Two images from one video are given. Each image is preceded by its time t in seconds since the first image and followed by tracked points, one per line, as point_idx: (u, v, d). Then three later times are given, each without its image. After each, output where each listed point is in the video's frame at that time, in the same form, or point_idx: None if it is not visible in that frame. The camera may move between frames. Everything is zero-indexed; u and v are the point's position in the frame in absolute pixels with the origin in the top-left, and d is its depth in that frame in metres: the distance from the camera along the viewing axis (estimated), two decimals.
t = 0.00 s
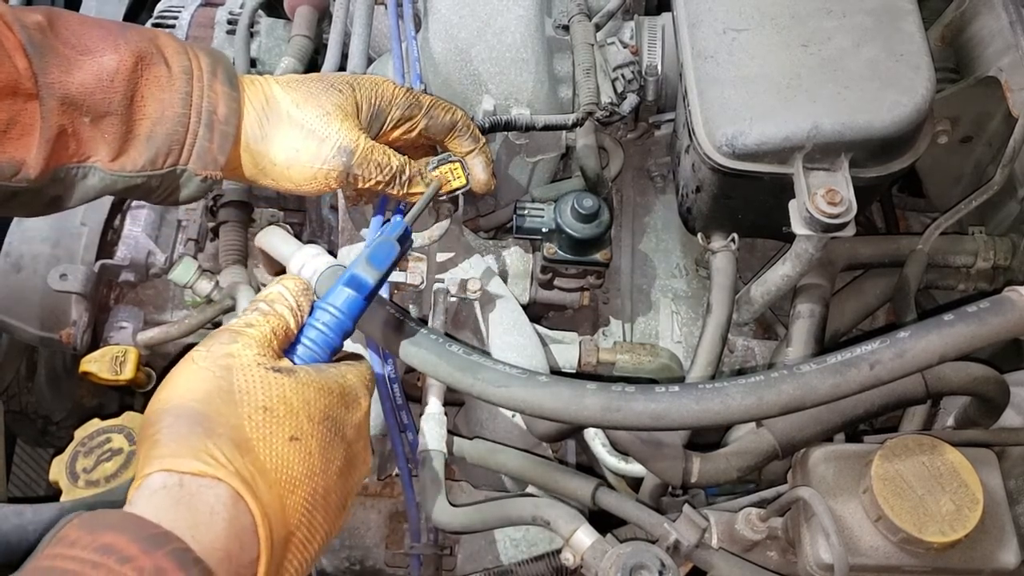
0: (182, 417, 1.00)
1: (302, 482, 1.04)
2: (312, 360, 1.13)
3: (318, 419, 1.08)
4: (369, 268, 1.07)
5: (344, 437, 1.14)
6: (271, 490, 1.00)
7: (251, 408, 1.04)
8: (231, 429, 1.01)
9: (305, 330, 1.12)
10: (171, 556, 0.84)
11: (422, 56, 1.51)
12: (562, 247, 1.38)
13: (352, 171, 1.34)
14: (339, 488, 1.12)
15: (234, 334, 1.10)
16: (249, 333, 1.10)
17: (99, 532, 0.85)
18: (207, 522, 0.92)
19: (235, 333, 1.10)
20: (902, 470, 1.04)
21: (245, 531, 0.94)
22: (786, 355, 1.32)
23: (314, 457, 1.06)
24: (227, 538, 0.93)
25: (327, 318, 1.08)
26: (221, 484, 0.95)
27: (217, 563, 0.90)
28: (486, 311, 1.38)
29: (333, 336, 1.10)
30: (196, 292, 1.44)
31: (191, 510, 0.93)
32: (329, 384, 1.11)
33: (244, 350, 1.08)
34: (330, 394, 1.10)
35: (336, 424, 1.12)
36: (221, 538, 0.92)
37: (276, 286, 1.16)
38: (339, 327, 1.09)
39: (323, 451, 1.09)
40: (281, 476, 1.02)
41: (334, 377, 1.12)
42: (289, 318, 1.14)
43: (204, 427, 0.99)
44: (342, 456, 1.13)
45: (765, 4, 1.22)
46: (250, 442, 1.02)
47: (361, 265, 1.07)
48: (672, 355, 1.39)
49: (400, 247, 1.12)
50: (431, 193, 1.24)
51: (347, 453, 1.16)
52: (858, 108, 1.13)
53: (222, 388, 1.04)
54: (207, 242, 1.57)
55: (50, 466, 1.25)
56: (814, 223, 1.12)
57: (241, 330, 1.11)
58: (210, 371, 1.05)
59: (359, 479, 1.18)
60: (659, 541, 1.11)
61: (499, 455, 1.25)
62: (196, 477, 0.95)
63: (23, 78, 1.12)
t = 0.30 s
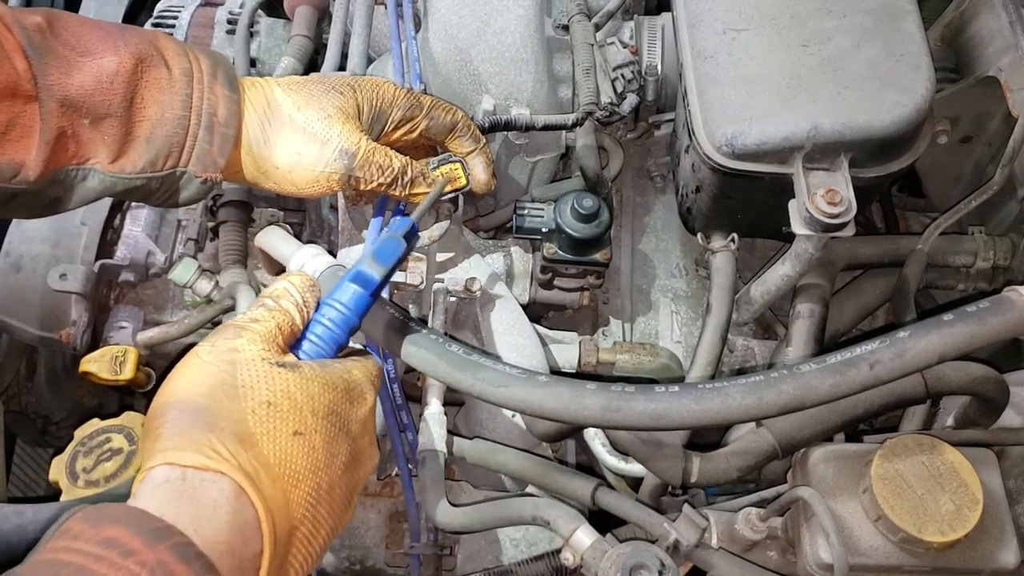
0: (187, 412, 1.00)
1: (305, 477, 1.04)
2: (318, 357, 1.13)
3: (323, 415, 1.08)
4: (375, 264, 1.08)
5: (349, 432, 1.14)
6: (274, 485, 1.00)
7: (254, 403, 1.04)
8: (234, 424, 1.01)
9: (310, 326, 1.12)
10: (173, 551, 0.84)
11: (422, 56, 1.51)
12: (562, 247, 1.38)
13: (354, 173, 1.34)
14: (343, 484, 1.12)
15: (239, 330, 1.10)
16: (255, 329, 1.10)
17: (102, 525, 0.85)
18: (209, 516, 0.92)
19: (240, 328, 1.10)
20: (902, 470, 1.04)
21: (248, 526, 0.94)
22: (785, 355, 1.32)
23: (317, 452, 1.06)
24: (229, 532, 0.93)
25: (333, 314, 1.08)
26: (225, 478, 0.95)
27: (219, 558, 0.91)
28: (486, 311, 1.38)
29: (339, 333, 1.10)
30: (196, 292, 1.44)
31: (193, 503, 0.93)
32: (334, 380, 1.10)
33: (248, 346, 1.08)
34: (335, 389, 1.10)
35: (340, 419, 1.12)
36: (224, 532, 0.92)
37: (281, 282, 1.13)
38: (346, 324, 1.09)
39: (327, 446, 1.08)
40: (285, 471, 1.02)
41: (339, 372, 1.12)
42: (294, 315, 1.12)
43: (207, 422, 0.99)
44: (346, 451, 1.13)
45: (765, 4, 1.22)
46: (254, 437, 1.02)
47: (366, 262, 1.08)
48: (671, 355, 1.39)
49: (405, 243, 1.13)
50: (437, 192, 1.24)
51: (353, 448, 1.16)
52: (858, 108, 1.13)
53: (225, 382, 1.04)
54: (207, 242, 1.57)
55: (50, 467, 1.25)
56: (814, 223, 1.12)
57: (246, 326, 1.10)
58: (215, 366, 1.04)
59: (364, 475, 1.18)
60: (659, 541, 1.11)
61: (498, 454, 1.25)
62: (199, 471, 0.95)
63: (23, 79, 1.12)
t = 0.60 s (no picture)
0: (194, 404, 1.00)
1: (312, 469, 1.05)
2: (325, 349, 1.12)
3: (330, 407, 1.08)
4: (381, 257, 1.07)
5: (356, 424, 1.14)
6: (281, 477, 1.00)
7: (261, 395, 1.04)
8: (241, 416, 1.01)
9: (317, 320, 1.10)
10: (181, 543, 0.84)
11: (422, 56, 1.51)
12: (562, 247, 1.38)
13: (354, 173, 1.34)
14: (351, 476, 1.12)
15: (247, 323, 1.09)
16: (262, 322, 1.10)
17: (109, 517, 0.85)
18: (216, 508, 0.93)
19: (247, 321, 1.10)
20: (902, 470, 1.04)
21: (255, 518, 0.95)
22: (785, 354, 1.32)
23: (324, 444, 1.06)
24: (236, 524, 0.93)
25: (340, 308, 1.07)
26: (231, 470, 0.96)
27: (225, 550, 0.91)
28: (486, 311, 1.38)
29: (347, 326, 1.09)
30: (196, 292, 1.44)
31: (200, 495, 0.93)
32: (341, 372, 1.10)
33: (255, 339, 1.08)
34: (342, 381, 1.10)
35: (348, 411, 1.12)
36: (231, 524, 0.92)
37: (288, 277, 1.14)
38: (353, 317, 1.08)
39: (334, 438, 1.08)
40: (291, 463, 1.03)
41: (347, 365, 1.12)
42: (302, 308, 1.12)
43: (214, 415, 0.99)
44: (354, 444, 1.13)
45: (765, 4, 1.22)
46: (260, 429, 1.02)
47: (372, 255, 1.07)
48: (671, 355, 1.39)
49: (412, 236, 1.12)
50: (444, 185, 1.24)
51: (360, 440, 1.15)
52: (858, 108, 1.13)
53: (231, 375, 1.04)
54: (206, 242, 1.57)
55: (50, 467, 1.25)
56: (814, 223, 1.12)
57: (253, 320, 1.10)
58: (222, 358, 1.05)
59: (371, 467, 1.18)
60: (659, 541, 1.11)
61: (498, 454, 1.25)
62: (206, 463, 0.95)
63: (22, 78, 1.12)
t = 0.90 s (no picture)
0: (190, 406, 1.00)
1: (309, 469, 1.04)
2: (320, 350, 1.12)
3: (326, 408, 1.08)
4: (377, 257, 1.08)
5: (353, 425, 1.14)
6: (278, 477, 1.00)
7: (257, 396, 1.04)
8: (238, 416, 1.01)
9: (314, 319, 1.11)
10: (178, 546, 0.84)
11: (422, 56, 1.51)
12: (562, 247, 1.38)
13: (355, 173, 1.34)
14: (347, 476, 1.12)
15: (242, 324, 1.10)
16: (257, 322, 1.10)
17: (106, 520, 0.85)
18: (213, 509, 0.92)
19: (242, 322, 1.10)
20: (902, 470, 1.04)
21: (253, 519, 0.94)
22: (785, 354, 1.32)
23: (321, 444, 1.06)
24: (234, 525, 0.93)
25: (335, 308, 1.07)
26: (228, 471, 0.95)
27: (222, 551, 0.90)
28: (486, 310, 1.38)
29: (342, 326, 1.09)
30: (196, 292, 1.44)
31: (197, 497, 0.93)
32: (338, 373, 1.10)
33: (250, 339, 1.08)
34: (338, 381, 1.10)
35: (345, 411, 1.12)
36: (228, 525, 0.92)
37: (282, 277, 1.14)
38: (348, 318, 1.08)
39: (331, 438, 1.08)
40: (289, 463, 1.02)
41: (343, 366, 1.12)
42: (296, 308, 1.13)
43: (210, 416, 0.99)
44: (350, 445, 1.13)
45: (765, 4, 1.22)
46: (257, 429, 1.01)
47: (369, 255, 1.08)
48: (671, 355, 1.39)
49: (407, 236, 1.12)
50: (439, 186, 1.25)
51: (356, 440, 1.15)
52: (858, 108, 1.13)
53: (227, 376, 1.04)
54: (206, 242, 1.57)
55: (49, 467, 1.25)
56: (814, 224, 1.12)
57: (248, 320, 1.10)
58: (217, 360, 1.05)
59: (367, 468, 1.18)
60: (659, 541, 1.11)
61: (498, 453, 1.25)
62: (202, 464, 0.95)
63: (23, 78, 1.11)
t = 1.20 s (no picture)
0: (201, 415, 0.99)
1: (319, 479, 1.04)
2: (330, 360, 1.13)
3: (335, 418, 1.08)
4: (388, 267, 1.08)
5: (361, 435, 1.14)
6: (289, 487, 1.00)
7: (268, 406, 1.04)
8: (249, 426, 1.00)
9: (322, 330, 1.12)
10: (188, 554, 0.84)
11: (423, 56, 1.51)
12: (562, 247, 1.38)
13: (355, 173, 1.34)
14: (355, 487, 1.12)
15: (252, 334, 1.10)
16: (268, 332, 1.10)
17: (118, 528, 0.85)
18: (224, 519, 0.91)
19: (253, 332, 1.10)
20: (902, 470, 1.04)
21: (263, 528, 0.94)
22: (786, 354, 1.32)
23: (330, 454, 1.06)
24: (244, 535, 0.92)
25: (346, 318, 1.08)
26: (239, 480, 0.95)
27: (232, 561, 0.90)
28: (486, 310, 1.37)
29: (352, 336, 1.10)
30: (196, 292, 1.44)
31: (207, 506, 0.92)
32: (348, 382, 1.11)
33: (261, 348, 1.08)
34: (348, 392, 1.11)
35: (353, 421, 1.12)
36: (238, 534, 0.91)
37: (293, 286, 1.15)
38: (358, 327, 1.09)
39: (340, 448, 1.08)
40: (299, 473, 1.02)
41: (352, 375, 1.13)
42: (308, 317, 1.13)
43: (222, 425, 0.99)
44: (358, 455, 1.13)
45: (765, 4, 1.22)
46: (268, 439, 1.01)
47: (379, 266, 1.08)
48: (671, 355, 1.39)
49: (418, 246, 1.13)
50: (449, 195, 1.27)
51: (364, 451, 1.15)
52: (858, 108, 1.13)
53: (239, 386, 1.04)
54: (207, 242, 1.57)
55: (50, 467, 1.25)
56: (814, 224, 1.12)
57: (259, 330, 1.10)
58: (228, 368, 1.04)
59: (375, 479, 1.18)
60: (659, 541, 1.11)
61: (498, 453, 1.25)
62: (213, 473, 0.94)
63: (23, 77, 1.11)
